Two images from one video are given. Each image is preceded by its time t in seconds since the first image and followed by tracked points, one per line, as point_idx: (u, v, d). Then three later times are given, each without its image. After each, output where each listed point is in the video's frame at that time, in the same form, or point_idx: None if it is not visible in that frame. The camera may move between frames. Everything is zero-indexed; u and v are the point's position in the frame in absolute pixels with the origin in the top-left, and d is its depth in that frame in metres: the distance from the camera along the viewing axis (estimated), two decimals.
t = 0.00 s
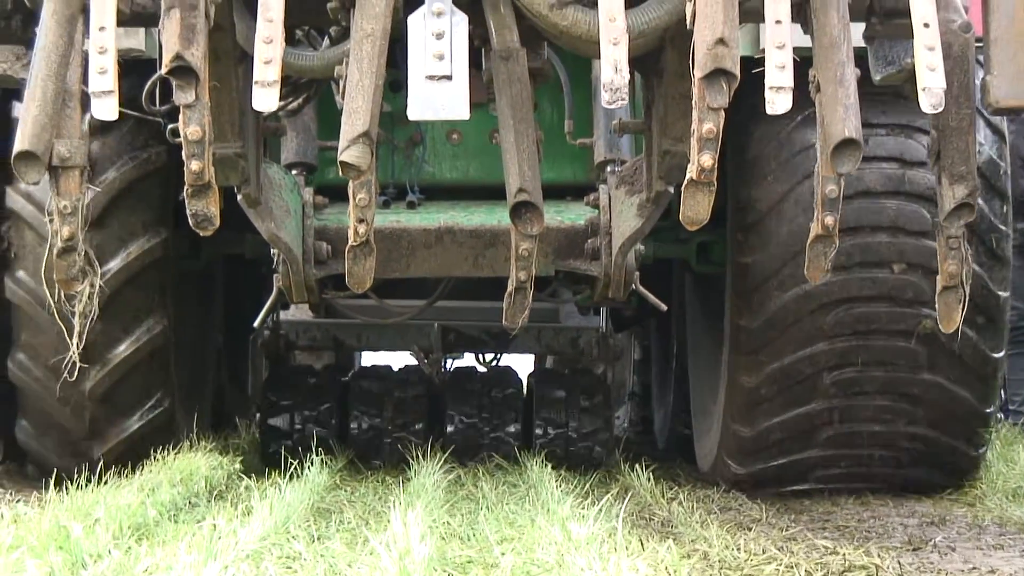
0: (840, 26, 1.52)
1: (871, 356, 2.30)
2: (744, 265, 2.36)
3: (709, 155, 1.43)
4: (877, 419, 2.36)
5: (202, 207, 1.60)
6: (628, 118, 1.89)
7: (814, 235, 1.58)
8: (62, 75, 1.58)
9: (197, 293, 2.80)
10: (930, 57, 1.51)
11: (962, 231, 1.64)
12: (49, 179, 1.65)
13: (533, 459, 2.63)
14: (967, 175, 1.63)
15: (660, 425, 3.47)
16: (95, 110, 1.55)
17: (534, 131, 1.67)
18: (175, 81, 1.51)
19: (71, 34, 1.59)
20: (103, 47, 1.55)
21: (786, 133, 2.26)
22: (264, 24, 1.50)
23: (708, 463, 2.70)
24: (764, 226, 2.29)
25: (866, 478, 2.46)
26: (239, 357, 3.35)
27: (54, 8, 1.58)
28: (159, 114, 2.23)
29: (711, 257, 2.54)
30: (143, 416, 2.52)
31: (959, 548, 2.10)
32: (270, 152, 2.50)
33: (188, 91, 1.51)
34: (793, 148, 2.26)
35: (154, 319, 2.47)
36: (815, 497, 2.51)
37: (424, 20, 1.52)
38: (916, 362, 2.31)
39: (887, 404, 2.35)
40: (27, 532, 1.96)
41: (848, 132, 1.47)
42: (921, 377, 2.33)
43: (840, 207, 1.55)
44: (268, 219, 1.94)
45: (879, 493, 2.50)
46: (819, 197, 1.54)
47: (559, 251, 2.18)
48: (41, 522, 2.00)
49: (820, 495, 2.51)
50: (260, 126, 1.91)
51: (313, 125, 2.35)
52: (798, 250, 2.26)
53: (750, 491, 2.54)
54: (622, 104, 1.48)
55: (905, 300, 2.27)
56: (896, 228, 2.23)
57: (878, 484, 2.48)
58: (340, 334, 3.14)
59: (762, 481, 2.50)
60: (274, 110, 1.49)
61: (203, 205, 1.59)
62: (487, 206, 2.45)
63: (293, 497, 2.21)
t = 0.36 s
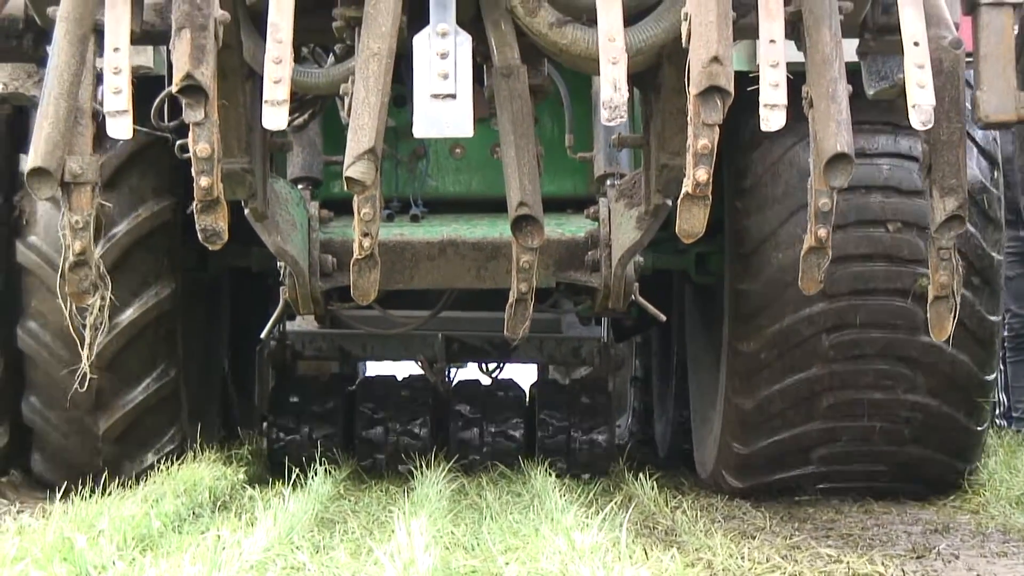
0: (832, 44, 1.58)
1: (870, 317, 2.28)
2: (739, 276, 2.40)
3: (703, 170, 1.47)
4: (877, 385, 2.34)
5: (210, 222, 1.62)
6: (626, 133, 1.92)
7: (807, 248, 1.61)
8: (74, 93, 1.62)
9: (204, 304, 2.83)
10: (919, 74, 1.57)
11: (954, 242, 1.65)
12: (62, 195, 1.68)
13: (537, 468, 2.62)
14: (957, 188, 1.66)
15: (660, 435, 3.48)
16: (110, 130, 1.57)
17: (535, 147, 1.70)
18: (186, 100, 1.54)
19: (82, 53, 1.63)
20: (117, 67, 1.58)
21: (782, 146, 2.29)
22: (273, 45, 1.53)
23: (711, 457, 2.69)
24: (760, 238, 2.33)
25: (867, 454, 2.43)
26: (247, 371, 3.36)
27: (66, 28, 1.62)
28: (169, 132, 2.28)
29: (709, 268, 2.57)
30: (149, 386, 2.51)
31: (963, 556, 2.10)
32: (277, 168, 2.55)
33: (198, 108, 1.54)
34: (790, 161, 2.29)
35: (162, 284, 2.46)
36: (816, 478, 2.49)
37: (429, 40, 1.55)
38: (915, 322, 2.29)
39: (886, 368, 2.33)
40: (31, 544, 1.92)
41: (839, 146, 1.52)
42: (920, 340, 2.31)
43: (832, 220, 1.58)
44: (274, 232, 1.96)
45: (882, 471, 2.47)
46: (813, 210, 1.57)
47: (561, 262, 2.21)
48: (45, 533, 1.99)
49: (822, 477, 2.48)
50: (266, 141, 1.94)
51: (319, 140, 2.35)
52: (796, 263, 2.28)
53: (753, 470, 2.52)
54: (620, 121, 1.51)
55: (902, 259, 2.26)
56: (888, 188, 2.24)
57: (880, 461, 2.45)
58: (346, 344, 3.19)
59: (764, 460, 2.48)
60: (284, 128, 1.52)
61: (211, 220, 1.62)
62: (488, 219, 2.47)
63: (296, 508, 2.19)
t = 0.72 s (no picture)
0: (825, 55, 1.61)
1: (864, 271, 2.28)
2: (736, 281, 2.42)
3: (697, 178, 1.49)
4: (873, 343, 2.33)
5: (218, 227, 1.65)
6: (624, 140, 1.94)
7: (800, 253, 1.64)
8: (84, 101, 1.64)
9: (210, 307, 2.84)
10: (908, 86, 1.60)
11: (944, 248, 1.69)
12: (73, 201, 1.72)
13: (537, 470, 2.64)
14: (947, 195, 1.70)
15: (657, 437, 3.50)
16: (120, 137, 1.60)
17: (534, 154, 1.73)
18: (195, 109, 1.56)
19: (93, 63, 1.65)
20: (127, 77, 1.60)
21: (777, 153, 2.32)
22: (281, 56, 1.55)
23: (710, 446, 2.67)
24: (756, 243, 2.35)
25: (865, 422, 2.41)
26: (250, 375, 3.36)
27: (77, 38, 1.64)
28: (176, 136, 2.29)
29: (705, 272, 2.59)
30: (153, 344, 2.50)
31: (963, 558, 2.10)
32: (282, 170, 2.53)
33: (206, 117, 1.56)
34: (786, 168, 2.32)
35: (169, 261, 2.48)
36: (816, 451, 2.46)
37: (431, 51, 1.57)
38: (910, 277, 2.29)
39: (881, 325, 2.32)
40: (33, 545, 1.93)
41: (831, 154, 1.55)
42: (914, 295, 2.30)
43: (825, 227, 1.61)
44: (279, 236, 1.99)
45: (882, 441, 2.44)
46: (806, 217, 1.60)
47: (559, 267, 2.23)
48: (47, 535, 1.98)
49: (821, 450, 2.46)
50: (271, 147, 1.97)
51: (323, 146, 2.39)
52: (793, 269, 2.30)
53: (750, 453, 2.51)
54: (617, 131, 1.53)
55: (893, 214, 2.28)
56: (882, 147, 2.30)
57: (879, 430, 2.43)
58: (348, 347, 3.18)
59: (761, 431, 2.46)
60: (291, 137, 1.55)
61: (218, 225, 1.65)
62: (489, 224, 2.49)
63: (298, 510, 2.19)
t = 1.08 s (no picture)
0: (816, 61, 1.64)
1: (854, 223, 2.29)
2: (730, 283, 2.44)
3: (691, 183, 1.52)
4: (864, 295, 2.32)
5: (223, 229, 1.68)
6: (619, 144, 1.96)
7: (790, 256, 1.67)
8: (93, 105, 1.68)
9: (212, 305, 2.86)
10: (893, 95, 1.63)
11: (932, 251, 1.73)
12: (80, 202, 1.73)
13: (533, 469, 2.65)
14: (935, 200, 1.73)
15: (651, 435, 3.52)
16: (127, 143, 1.62)
17: (531, 158, 1.76)
18: (201, 114, 1.59)
19: (101, 67, 1.70)
20: (135, 84, 1.63)
21: (770, 156, 2.34)
22: (284, 63, 1.59)
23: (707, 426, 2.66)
24: (749, 246, 2.37)
25: (860, 382, 2.39)
26: (249, 374, 3.37)
27: (85, 44, 1.68)
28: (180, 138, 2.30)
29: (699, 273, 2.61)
30: (154, 296, 2.49)
31: (959, 559, 2.11)
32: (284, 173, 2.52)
33: (212, 122, 1.59)
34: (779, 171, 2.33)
35: (172, 260, 2.52)
36: (811, 413, 2.44)
37: (431, 59, 1.59)
38: (900, 229, 2.29)
39: (872, 278, 2.31)
40: (30, 543, 1.93)
41: (820, 159, 1.57)
42: (905, 247, 2.30)
43: (815, 229, 1.65)
44: (281, 237, 2.01)
45: (878, 404, 2.42)
46: (796, 223, 1.63)
47: (554, 268, 2.26)
48: (44, 533, 1.98)
49: (816, 413, 2.44)
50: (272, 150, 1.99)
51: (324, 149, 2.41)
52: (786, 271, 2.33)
53: (741, 454, 2.53)
54: (612, 138, 1.55)
55: (882, 169, 2.31)
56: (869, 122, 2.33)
57: (874, 391, 2.41)
58: (347, 346, 3.23)
59: (755, 392, 2.45)
60: (294, 142, 1.57)
61: (224, 227, 1.68)
62: (486, 226, 2.51)
63: (295, 509, 2.20)
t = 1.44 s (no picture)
0: (797, 72, 1.67)
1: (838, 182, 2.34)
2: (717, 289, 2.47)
3: (675, 191, 1.55)
4: (850, 252, 2.33)
5: (218, 237, 1.70)
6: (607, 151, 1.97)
7: (773, 263, 1.70)
8: (91, 116, 1.71)
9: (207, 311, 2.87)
10: (874, 106, 1.65)
11: (912, 257, 1.78)
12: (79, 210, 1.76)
13: (525, 473, 2.66)
14: (915, 207, 1.79)
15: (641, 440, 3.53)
16: (127, 152, 1.65)
17: (520, 166, 1.77)
18: (197, 124, 1.61)
19: (98, 78, 1.74)
20: (135, 96, 1.65)
21: (756, 164, 2.37)
22: (279, 75, 1.61)
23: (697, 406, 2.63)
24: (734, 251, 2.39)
25: (848, 341, 2.37)
26: (245, 378, 3.39)
27: (84, 55, 1.72)
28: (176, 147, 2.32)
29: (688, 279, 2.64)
30: (151, 255, 2.46)
31: (952, 563, 2.09)
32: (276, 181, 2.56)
33: (208, 132, 1.61)
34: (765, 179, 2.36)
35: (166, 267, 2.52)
36: (802, 375, 2.40)
37: (421, 71, 1.60)
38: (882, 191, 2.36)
39: (857, 235, 2.33)
40: (21, 548, 1.92)
41: (803, 168, 1.61)
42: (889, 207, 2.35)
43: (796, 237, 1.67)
44: (275, 244, 2.02)
45: (867, 364, 2.40)
46: (778, 230, 1.66)
47: (544, 273, 2.28)
48: (35, 539, 1.98)
49: (806, 375, 2.41)
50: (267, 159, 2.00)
51: (317, 157, 2.43)
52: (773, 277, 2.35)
53: (731, 462, 2.54)
54: (598, 149, 1.56)
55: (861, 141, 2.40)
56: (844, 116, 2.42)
57: (863, 350, 2.38)
58: (340, 349, 3.22)
59: (743, 368, 2.43)
60: (289, 153, 1.59)
61: (219, 235, 1.70)
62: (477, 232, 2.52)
63: (287, 514, 2.20)
